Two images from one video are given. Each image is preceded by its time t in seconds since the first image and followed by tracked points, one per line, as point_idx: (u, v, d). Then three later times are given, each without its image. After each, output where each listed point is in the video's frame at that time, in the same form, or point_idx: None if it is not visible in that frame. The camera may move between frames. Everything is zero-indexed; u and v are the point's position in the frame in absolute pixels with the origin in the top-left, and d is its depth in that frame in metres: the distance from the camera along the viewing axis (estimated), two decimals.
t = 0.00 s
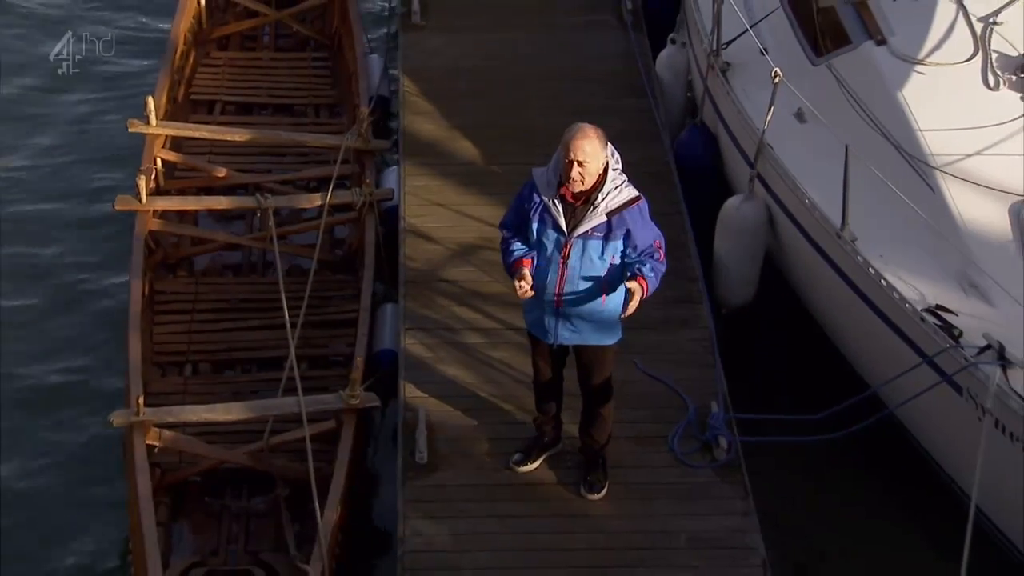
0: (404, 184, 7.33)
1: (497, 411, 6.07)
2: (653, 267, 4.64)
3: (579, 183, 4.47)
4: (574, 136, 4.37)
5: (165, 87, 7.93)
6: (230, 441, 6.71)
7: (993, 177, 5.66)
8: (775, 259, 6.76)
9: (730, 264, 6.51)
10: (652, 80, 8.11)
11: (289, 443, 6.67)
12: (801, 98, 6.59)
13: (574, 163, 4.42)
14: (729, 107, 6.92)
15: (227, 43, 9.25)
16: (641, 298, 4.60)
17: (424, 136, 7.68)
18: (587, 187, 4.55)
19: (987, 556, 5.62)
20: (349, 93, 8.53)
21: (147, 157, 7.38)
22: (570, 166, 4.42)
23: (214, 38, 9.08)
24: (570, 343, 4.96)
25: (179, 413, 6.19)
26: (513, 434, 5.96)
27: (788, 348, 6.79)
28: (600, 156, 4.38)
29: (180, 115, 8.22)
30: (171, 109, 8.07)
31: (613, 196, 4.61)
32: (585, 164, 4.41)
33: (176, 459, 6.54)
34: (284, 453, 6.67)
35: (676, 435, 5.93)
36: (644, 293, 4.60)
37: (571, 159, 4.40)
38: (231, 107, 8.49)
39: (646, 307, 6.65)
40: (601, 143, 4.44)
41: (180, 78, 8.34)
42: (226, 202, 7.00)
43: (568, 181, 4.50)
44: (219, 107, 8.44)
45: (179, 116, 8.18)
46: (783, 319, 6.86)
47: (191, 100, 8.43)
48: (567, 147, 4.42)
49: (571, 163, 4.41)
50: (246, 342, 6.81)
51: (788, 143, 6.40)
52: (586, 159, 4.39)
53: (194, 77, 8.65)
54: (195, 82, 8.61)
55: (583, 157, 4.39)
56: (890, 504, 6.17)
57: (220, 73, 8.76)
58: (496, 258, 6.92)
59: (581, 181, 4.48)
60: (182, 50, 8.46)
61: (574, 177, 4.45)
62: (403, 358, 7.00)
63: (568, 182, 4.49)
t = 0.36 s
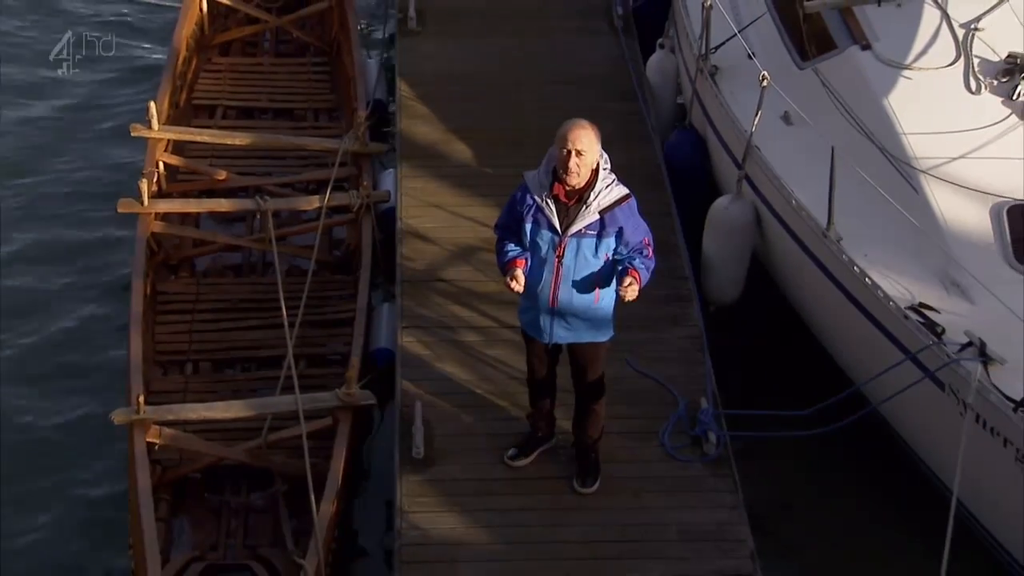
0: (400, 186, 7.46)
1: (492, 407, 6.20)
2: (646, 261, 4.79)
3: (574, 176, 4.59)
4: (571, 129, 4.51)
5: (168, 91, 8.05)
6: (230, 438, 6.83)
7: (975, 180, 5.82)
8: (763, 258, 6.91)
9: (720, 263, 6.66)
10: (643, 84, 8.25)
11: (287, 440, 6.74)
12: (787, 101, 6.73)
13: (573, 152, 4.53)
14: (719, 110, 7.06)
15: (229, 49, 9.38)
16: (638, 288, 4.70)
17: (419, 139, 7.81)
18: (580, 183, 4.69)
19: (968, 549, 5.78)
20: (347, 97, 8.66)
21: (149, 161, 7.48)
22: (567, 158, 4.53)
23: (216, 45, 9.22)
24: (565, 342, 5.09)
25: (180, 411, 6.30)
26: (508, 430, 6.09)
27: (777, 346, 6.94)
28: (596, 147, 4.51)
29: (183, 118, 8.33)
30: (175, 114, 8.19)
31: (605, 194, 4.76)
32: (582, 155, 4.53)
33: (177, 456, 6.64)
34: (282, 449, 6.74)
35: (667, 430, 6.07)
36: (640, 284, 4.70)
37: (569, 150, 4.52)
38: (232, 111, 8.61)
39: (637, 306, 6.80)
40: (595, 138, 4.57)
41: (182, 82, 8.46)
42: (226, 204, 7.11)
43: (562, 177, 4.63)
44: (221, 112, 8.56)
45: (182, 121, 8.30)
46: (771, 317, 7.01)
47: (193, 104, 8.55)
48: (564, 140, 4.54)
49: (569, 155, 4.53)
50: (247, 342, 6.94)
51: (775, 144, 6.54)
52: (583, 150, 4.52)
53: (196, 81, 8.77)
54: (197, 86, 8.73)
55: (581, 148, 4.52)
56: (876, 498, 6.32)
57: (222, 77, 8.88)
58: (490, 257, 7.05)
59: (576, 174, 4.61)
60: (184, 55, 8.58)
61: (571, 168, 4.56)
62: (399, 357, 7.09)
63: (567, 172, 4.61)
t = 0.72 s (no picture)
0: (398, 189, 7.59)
1: (488, 406, 6.33)
2: (639, 260, 4.93)
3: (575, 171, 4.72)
4: (574, 125, 4.65)
5: (169, 95, 8.17)
6: (229, 436, 6.93)
7: (958, 183, 5.97)
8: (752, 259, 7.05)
9: (710, 264, 6.80)
10: (634, 88, 8.38)
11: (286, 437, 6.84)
12: (776, 105, 6.88)
13: (575, 147, 4.67)
14: (708, 113, 7.20)
15: (230, 55, 9.50)
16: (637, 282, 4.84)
17: (416, 142, 7.94)
18: (578, 180, 4.85)
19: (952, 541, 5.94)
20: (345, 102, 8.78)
21: (150, 164, 7.60)
22: (570, 152, 4.67)
23: (218, 51, 9.34)
24: (558, 340, 5.20)
25: (180, 409, 6.41)
26: (504, 428, 6.22)
27: (766, 346, 7.08)
28: (598, 143, 4.66)
29: (184, 123, 8.45)
30: (177, 118, 8.30)
31: (601, 193, 4.90)
32: (583, 150, 4.68)
33: (177, 453, 6.72)
34: (280, 447, 6.84)
35: (660, 427, 6.20)
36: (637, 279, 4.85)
37: (571, 144, 4.66)
38: (233, 115, 8.73)
39: (629, 305, 6.93)
40: (596, 136, 4.72)
41: (183, 87, 8.57)
42: (226, 206, 7.23)
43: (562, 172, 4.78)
44: (222, 116, 8.68)
45: (184, 125, 8.42)
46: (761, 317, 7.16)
47: (194, 108, 8.66)
48: (566, 135, 4.68)
49: (571, 149, 4.67)
50: (247, 342, 7.05)
51: (763, 147, 6.68)
52: (585, 145, 4.66)
53: (198, 86, 8.89)
54: (199, 91, 8.85)
55: (583, 143, 4.66)
56: (863, 494, 6.46)
57: (223, 82, 9.00)
58: (486, 258, 7.18)
59: (578, 168, 4.74)
60: (186, 60, 8.70)
61: (572, 162, 4.69)
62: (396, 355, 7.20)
63: (567, 166, 4.75)
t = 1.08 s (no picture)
0: (397, 192, 7.74)
1: (484, 403, 6.47)
2: (633, 261, 5.07)
3: (569, 170, 4.87)
4: (570, 125, 4.82)
5: (173, 99, 8.33)
6: (230, 432, 7.07)
7: (940, 186, 6.12)
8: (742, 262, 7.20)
9: (701, 266, 6.95)
10: (627, 94, 8.53)
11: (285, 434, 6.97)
12: (765, 111, 7.04)
13: (570, 146, 4.83)
14: (700, 118, 7.35)
15: (232, 60, 9.66)
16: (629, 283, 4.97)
17: (415, 146, 8.10)
18: (576, 181, 4.99)
19: (937, 535, 6.08)
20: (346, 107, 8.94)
21: (154, 166, 7.76)
22: (565, 151, 4.83)
23: (221, 56, 9.47)
24: (553, 339, 5.33)
25: (181, 405, 6.55)
26: (500, 425, 6.36)
27: (757, 346, 7.23)
28: (593, 143, 4.81)
29: (188, 126, 8.61)
30: (180, 121, 8.45)
31: (598, 194, 5.05)
32: (578, 150, 4.83)
33: (178, 449, 6.86)
34: (280, 443, 6.98)
35: (652, 424, 6.34)
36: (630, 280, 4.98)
37: (566, 144, 4.82)
38: (235, 119, 8.88)
39: (623, 306, 7.08)
40: (591, 137, 4.87)
41: (187, 91, 8.73)
42: (228, 207, 7.38)
43: (559, 172, 4.93)
44: (225, 120, 8.83)
45: (188, 129, 8.58)
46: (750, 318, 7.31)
47: (197, 112, 8.82)
48: (562, 135, 4.85)
49: (566, 148, 4.83)
50: (246, 340, 7.20)
51: (752, 152, 6.84)
52: (580, 145, 4.82)
53: (202, 91, 9.05)
54: (202, 96, 9.01)
55: (578, 143, 4.82)
56: (850, 491, 6.60)
57: (226, 87, 9.16)
58: (483, 260, 7.33)
59: (573, 168, 4.89)
60: (190, 65, 8.85)
61: (567, 161, 4.85)
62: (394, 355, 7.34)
63: (563, 166, 4.89)
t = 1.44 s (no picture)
0: (398, 194, 7.90)
1: (482, 399, 6.62)
2: (630, 258, 5.20)
3: (558, 170, 5.00)
4: (555, 127, 4.94)
5: (179, 102, 8.49)
6: (232, 428, 7.22)
7: (926, 188, 6.27)
8: (735, 263, 7.35)
9: (693, 266, 7.11)
10: (623, 98, 8.69)
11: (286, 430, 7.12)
12: (756, 115, 7.20)
13: (555, 148, 4.95)
14: (693, 122, 7.51)
15: (237, 64, 9.83)
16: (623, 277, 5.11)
17: (415, 149, 8.26)
18: (571, 181, 5.12)
19: (925, 529, 6.22)
20: (348, 110, 9.10)
21: (160, 168, 7.91)
22: (550, 153, 4.95)
23: (226, 59, 9.65)
24: (549, 336, 5.48)
25: (185, 401, 6.70)
26: (498, 420, 6.51)
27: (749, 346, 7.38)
28: (577, 144, 4.93)
29: (193, 129, 8.77)
30: (185, 125, 8.63)
31: (593, 194, 5.18)
32: (563, 150, 4.95)
33: (182, 443, 7.02)
34: (282, 439, 7.12)
35: (647, 421, 6.48)
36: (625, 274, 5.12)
37: (550, 145, 4.94)
38: (239, 122, 9.05)
39: (619, 305, 7.23)
40: (578, 137, 4.99)
41: (193, 94, 8.90)
42: (232, 208, 7.53)
43: (551, 173, 5.06)
44: (229, 123, 9.00)
45: (193, 131, 8.74)
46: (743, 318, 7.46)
47: (202, 115, 8.99)
48: (548, 138, 4.98)
49: (551, 150, 4.95)
50: (249, 338, 7.35)
51: (744, 155, 7.00)
52: (564, 146, 4.93)
53: (207, 94, 9.21)
54: (208, 98, 9.18)
55: (562, 144, 4.94)
56: (840, 488, 6.74)
57: (230, 90, 9.33)
58: (482, 261, 7.49)
59: (562, 168, 5.01)
60: (196, 68, 9.02)
61: (554, 163, 4.97)
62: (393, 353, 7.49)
63: (552, 167, 5.02)
